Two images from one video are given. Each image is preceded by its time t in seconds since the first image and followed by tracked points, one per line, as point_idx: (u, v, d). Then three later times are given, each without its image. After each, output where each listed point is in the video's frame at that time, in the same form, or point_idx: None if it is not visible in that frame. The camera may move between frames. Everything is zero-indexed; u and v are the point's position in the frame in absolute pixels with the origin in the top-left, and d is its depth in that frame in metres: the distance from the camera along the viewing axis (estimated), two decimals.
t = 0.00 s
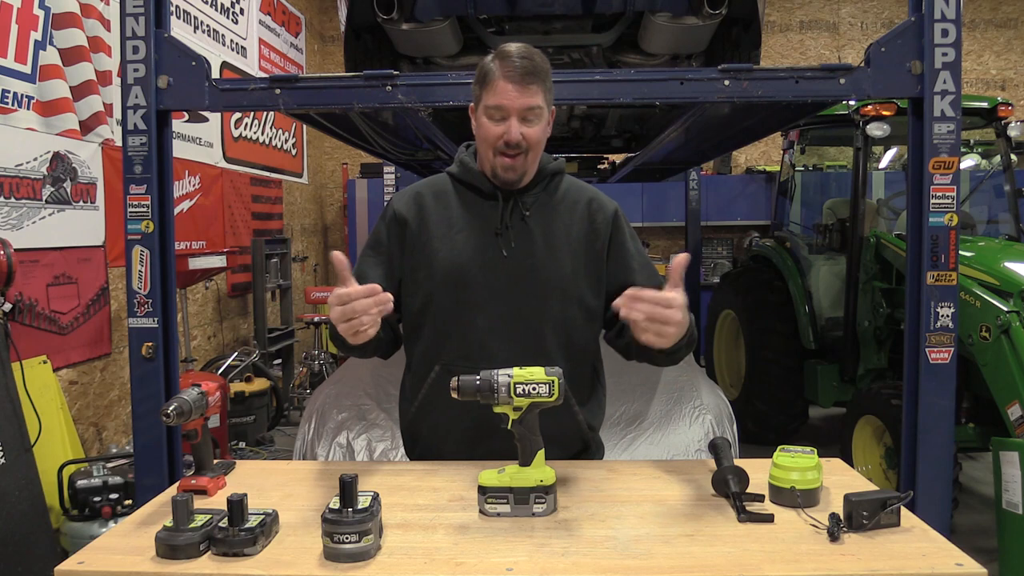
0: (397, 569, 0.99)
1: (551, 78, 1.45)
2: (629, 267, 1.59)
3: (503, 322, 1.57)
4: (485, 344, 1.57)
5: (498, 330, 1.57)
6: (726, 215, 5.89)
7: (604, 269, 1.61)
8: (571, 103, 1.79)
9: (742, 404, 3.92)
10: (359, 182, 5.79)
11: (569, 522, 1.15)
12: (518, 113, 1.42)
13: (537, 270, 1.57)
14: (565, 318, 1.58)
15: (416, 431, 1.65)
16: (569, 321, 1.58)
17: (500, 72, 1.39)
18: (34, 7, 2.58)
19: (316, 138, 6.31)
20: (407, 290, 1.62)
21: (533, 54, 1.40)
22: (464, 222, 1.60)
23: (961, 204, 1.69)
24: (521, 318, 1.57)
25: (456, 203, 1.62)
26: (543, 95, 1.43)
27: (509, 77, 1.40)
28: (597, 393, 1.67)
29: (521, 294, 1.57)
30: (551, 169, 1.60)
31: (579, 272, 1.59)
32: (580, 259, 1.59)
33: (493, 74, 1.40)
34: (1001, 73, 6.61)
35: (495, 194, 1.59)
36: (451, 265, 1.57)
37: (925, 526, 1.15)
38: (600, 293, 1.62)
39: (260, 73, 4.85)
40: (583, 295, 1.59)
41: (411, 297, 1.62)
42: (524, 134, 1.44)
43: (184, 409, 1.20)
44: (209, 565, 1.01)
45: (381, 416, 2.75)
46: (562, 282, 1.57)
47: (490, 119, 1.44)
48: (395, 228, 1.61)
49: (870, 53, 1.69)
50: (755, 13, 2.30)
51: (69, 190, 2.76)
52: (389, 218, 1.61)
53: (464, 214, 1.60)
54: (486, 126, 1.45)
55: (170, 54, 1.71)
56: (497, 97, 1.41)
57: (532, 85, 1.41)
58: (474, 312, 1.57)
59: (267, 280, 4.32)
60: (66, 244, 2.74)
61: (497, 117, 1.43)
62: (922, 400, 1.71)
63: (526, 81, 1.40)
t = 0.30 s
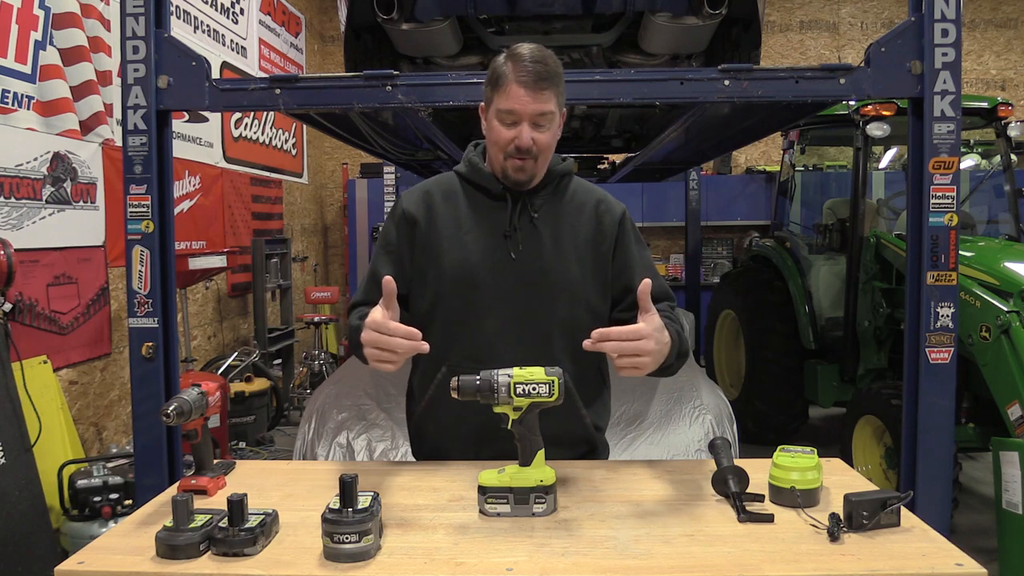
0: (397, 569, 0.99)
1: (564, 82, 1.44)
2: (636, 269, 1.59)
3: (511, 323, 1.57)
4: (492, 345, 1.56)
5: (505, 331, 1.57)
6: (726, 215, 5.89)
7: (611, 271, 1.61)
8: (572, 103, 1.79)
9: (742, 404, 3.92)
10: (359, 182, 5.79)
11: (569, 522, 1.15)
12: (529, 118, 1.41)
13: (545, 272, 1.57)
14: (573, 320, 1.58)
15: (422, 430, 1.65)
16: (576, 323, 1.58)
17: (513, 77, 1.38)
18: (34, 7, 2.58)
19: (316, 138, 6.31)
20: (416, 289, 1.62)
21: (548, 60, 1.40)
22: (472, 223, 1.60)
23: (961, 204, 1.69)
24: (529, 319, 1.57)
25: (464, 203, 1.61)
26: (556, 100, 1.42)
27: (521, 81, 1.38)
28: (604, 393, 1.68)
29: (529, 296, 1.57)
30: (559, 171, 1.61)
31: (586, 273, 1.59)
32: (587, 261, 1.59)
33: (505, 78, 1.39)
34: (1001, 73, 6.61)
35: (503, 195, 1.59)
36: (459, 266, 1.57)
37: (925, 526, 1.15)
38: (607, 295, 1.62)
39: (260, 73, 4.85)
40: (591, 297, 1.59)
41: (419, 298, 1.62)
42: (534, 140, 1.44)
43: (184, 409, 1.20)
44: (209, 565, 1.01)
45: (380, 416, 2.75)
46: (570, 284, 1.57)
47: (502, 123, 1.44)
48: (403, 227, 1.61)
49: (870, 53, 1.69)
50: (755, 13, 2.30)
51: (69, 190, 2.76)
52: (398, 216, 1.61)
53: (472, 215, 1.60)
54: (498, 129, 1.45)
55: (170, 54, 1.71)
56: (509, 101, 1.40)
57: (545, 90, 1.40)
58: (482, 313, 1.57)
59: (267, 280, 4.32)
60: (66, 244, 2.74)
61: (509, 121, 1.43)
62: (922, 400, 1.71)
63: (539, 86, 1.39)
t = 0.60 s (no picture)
0: (397, 569, 0.99)
1: (569, 79, 1.45)
2: (639, 269, 1.59)
3: (514, 323, 1.57)
4: (495, 346, 1.56)
5: (508, 332, 1.57)
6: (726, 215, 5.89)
7: (615, 272, 1.61)
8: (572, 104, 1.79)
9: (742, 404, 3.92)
10: (359, 182, 5.79)
11: (569, 522, 1.15)
12: (534, 113, 1.42)
13: (549, 272, 1.57)
14: (576, 320, 1.58)
15: (424, 431, 1.65)
16: (580, 323, 1.58)
17: (518, 72, 1.39)
18: (34, 7, 2.58)
19: (316, 138, 6.31)
20: (420, 289, 1.63)
21: (552, 57, 1.41)
22: (477, 223, 1.59)
23: (961, 204, 1.69)
24: (532, 319, 1.57)
25: (468, 203, 1.61)
26: (561, 95, 1.43)
27: (526, 76, 1.39)
28: (606, 394, 1.68)
29: (533, 296, 1.57)
30: (564, 172, 1.61)
31: (590, 274, 1.59)
32: (591, 262, 1.59)
33: (510, 73, 1.40)
34: (1001, 73, 6.61)
35: (508, 195, 1.59)
36: (463, 266, 1.57)
37: (925, 526, 1.15)
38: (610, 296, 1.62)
39: (260, 73, 4.85)
40: (594, 298, 1.59)
41: (422, 297, 1.62)
42: (539, 135, 1.44)
43: (184, 409, 1.20)
44: (209, 565, 1.01)
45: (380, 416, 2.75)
46: (574, 285, 1.57)
47: (507, 118, 1.44)
48: (408, 227, 1.61)
49: (870, 53, 1.69)
50: (755, 13, 2.30)
51: (69, 190, 2.76)
52: (402, 216, 1.61)
53: (477, 215, 1.60)
54: (502, 125, 1.45)
55: (170, 54, 1.71)
56: (514, 95, 1.41)
57: (550, 86, 1.41)
58: (485, 314, 1.57)
59: (267, 280, 4.32)
60: (66, 244, 2.74)
61: (513, 116, 1.43)
62: (922, 400, 1.71)
63: (544, 82, 1.40)
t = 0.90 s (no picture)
0: (397, 569, 0.99)
1: (565, 74, 1.47)
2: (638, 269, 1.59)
3: (514, 322, 1.57)
4: (495, 345, 1.57)
5: (508, 332, 1.57)
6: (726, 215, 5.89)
7: (614, 271, 1.61)
8: (572, 103, 1.79)
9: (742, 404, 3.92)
10: (359, 182, 5.79)
11: (569, 523, 1.15)
12: (533, 105, 1.42)
13: (549, 272, 1.57)
14: (576, 320, 1.58)
15: (424, 431, 1.65)
16: (579, 323, 1.58)
17: (516, 65, 1.40)
18: (34, 7, 2.58)
19: (316, 138, 6.31)
20: (419, 289, 1.62)
21: (548, 51, 1.42)
22: (476, 223, 1.59)
23: (961, 204, 1.69)
24: (531, 319, 1.57)
25: (468, 203, 1.61)
26: (557, 88, 1.44)
27: (523, 69, 1.40)
28: (606, 394, 1.67)
29: (532, 296, 1.57)
30: (563, 172, 1.61)
31: (589, 273, 1.59)
32: (591, 262, 1.59)
33: (507, 68, 1.41)
34: (1001, 73, 6.61)
35: (508, 194, 1.59)
36: (462, 266, 1.57)
37: (925, 526, 1.15)
38: (610, 295, 1.62)
39: (260, 73, 4.85)
40: (594, 297, 1.59)
41: (422, 297, 1.62)
42: (538, 127, 1.44)
43: (183, 409, 1.20)
44: (209, 565, 1.01)
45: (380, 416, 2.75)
46: (573, 284, 1.57)
47: (505, 112, 1.44)
48: (407, 228, 1.61)
49: (870, 53, 1.69)
50: (755, 13, 2.30)
51: (69, 190, 2.76)
52: (401, 216, 1.61)
53: (476, 215, 1.60)
54: (500, 119, 1.45)
55: (170, 54, 1.71)
56: (513, 89, 1.42)
57: (547, 78, 1.42)
58: (485, 313, 1.57)
59: (267, 280, 4.32)
60: (66, 244, 2.74)
61: (511, 109, 1.44)
62: (921, 400, 1.71)
63: (540, 74, 1.41)
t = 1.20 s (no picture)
0: (396, 570, 0.99)
1: (556, 72, 1.46)
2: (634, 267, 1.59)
3: (511, 322, 1.57)
4: (493, 345, 1.57)
5: (506, 332, 1.57)
6: (726, 215, 5.89)
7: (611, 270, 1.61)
8: (572, 103, 1.79)
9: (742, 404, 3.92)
10: (359, 182, 5.79)
11: (569, 522, 1.15)
12: (524, 105, 1.42)
13: (546, 271, 1.57)
14: (574, 319, 1.58)
15: (422, 432, 1.64)
16: (577, 322, 1.58)
17: (505, 66, 1.40)
18: (34, 7, 2.58)
19: (316, 138, 6.31)
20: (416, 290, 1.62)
21: (538, 51, 1.42)
22: (472, 224, 1.60)
23: (961, 204, 1.69)
24: (529, 319, 1.57)
25: (464, 204, 1.61)
26: (548, 87, 1.43)
27: (513, 69, 1.40)
28: (604, 393, 1.67)
29: (529, 296, 1.57)
30: (558, 171, 1.61)
31: (586, 272, 1.59)
32: (587, 261, 1.59)
33: (497, 69, 1.41)
34: (1001, 73, 6.61)
35: (503, 194, 1.59)
36: (459, 266, 1.57)
37: (925, 526, 1.15)
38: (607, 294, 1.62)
39: (260, 73, 4.85)
40: (591, 295, 1.59)
41: (419, 299, 1.62)
42: (531, 126, 1.44)
43: (184, 409, 1.20)
44: (209, 565, 1.01)
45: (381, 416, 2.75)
46: (570, 283, 1.57)
47: (497, 113, 1.44)
48: (403, 229, 1.61)
49: (870, 53, 1.69)
50: (755, 13, 2.30)
51: (69, 190, 2.76)
52: (397, 217, 1.61)
53: (472, 215, 1.60)
54: (493, 120, 1.45)
55: (170, 54, 1.71)
56: (503, 90, 1.42)
57: (537, 77, 1.41)
58: (482, 313, 1.57)
59: (267, 280, 4.32)
60: (66, 244, 2.74)
61: (503, 109, 1.44)
62: (921, 400, 1.71)
63: (530, 73, 1.41)
